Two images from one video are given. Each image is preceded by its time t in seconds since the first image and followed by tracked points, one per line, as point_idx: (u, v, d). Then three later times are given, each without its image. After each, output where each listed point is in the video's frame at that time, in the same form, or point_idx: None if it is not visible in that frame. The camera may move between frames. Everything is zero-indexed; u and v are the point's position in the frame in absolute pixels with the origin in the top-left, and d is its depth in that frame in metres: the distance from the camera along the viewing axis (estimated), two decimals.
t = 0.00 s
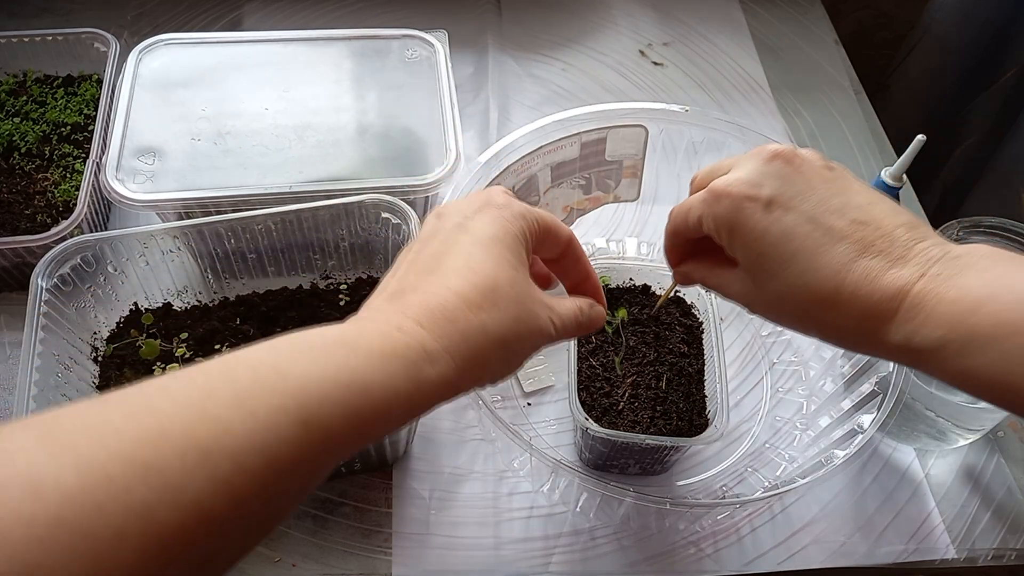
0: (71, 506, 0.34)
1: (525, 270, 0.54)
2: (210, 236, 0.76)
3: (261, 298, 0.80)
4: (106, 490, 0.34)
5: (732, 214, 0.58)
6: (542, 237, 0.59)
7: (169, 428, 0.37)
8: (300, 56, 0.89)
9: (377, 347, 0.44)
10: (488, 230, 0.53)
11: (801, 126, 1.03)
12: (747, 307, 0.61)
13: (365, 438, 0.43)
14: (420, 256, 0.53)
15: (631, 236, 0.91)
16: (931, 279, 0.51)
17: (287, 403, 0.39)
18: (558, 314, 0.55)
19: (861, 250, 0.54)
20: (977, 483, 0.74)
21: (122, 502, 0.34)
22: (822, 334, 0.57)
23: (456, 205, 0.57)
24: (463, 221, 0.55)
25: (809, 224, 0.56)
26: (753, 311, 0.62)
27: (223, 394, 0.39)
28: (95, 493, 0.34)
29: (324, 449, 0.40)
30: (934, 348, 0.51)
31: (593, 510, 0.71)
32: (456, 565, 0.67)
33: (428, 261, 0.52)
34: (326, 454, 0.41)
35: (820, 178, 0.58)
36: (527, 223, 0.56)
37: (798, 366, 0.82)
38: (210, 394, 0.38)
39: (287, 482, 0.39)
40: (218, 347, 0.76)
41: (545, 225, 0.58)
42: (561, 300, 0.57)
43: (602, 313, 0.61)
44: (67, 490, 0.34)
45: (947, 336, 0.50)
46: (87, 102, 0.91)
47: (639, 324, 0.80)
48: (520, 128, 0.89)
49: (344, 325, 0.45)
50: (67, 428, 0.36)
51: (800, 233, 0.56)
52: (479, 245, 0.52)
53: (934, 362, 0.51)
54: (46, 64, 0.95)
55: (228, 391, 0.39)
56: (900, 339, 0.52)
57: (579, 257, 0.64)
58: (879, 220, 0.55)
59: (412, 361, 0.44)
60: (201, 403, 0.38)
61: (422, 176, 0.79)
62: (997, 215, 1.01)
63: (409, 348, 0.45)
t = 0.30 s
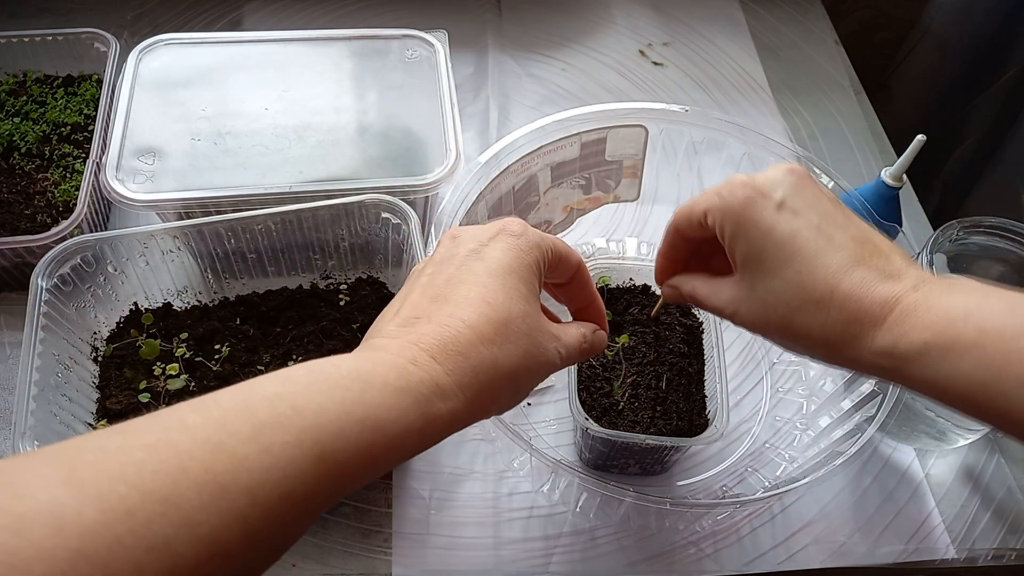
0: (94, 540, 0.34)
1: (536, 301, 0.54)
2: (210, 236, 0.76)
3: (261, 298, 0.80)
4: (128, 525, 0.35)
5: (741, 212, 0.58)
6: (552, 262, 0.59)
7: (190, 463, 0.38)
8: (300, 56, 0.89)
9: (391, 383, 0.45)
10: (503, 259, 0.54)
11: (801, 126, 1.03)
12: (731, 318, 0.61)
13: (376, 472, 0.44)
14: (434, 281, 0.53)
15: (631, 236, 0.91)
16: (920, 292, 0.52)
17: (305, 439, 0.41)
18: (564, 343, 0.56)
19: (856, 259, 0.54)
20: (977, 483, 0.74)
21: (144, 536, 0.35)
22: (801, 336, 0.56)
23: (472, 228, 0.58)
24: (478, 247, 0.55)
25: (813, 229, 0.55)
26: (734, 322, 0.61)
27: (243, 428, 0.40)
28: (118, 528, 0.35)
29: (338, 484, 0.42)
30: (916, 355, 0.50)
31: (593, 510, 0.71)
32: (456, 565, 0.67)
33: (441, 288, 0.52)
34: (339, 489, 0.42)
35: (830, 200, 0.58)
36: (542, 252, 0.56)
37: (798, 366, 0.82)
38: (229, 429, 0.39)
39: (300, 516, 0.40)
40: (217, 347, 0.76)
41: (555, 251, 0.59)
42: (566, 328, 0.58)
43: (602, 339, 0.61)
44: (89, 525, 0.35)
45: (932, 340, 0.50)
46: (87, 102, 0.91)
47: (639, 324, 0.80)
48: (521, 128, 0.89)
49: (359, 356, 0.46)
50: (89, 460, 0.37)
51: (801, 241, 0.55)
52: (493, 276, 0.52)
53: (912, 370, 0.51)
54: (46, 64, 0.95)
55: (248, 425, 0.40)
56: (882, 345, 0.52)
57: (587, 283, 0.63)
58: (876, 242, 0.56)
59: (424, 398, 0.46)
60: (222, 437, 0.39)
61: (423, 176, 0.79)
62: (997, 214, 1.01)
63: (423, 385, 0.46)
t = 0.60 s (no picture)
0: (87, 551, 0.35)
1: (530, 311, 0.54)
2: (211, 236, 0.76)
3: (262, 298, 0.80)
4: (120, 537, 0.36)
5: (745, 219, 0.58)
6: (550, 270, 0.59)
7: (182, 474, 0.38)
8: (300, 56, 0.89)
9: (383, 394, 0.45)
10: (497, 268, 0.54)
11: (801, 126, 1.03)
12: (728, 317, 0.61)
13: (367, 482, 0.44)
14: (430, 286, 0.53)
15: (631, 236, 0.91)
16: (913, 308, 0.52)
17: (295, 450, 0.41)
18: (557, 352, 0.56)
19: (853, 277, 0.54)
20: (977, 483, 0.74)
21: (134, 547, 0.36)
22: (795, 349, 0.57)
23: (469, 234, 0.58)
24: (475, 255, 0.55)
25: (812, 243, 0.56)
26: (731, 321, 0.62)
27: (234, 439, 0.40)
28: (108, 539, 0.36)
29: (328, 493, 0.42)
30: (904, 372, 0.51)
31: (593, 510, 0.71)
32: (456, 565, 0.67)
33: (436, 295, 0.53)
34: (329, 498, 0.42)
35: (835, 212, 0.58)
36: (538, 261, 0.56)
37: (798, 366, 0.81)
38: (220, 440, 0.40)
39: (291, 525, 0.41)
40: (217, 348, 0.76)
41: (553, 260, 0.58)
42: (559, 336, 0.58)
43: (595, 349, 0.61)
44: (82, 536, 0.35)
45: (919, 357, 0.50)
46: (87, 102, 0.91)
47: (639, 324, 0.80)
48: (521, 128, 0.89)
49: (351, 365, 0.47)
50: (83, 472, 0.38)
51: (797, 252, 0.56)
52: (488, 287, 0.52)
53: (900, 385, 0.51)
54: (46, 64, 0.95)
55: (239, 436, 0.40)
56: (872, 361, 0.53)
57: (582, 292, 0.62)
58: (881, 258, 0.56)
59: (415, 408, 0.46)
60: (213, 449, 0.40)
61: (423, 175, 0.79)
62: (997, 214, 1.01)
63: (414, 395, 0.46)
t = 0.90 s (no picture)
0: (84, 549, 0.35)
1: (530, 309, 0.54)
2: (211, 236, 0.76)
3: (262, 299, 0.80)
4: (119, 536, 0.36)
5: (739, 225, 0.58)
6: (549, 270, 0.58)
7: (181, 475, 0.38)
8: (299, 56, 0.89)
9: (382, 394, 0.45)
10: (498, 267, 0.53)
11: (801, 126, 1.03)
12: (728, 321, 0.61)
13: (365, 481, 0.44)
14: (429, 286, 0.53)
15: (631, 236, 0.91)
16: (905, 311, 0.52)
17: (294, 449, 0.41)
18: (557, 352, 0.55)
19: (847, 279, 0.54)
20: (977, 483, 0.74)
21: (134, 546, 0.36)
22: (794, 354, 0.57)
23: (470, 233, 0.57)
24: (475, 254, 0.55)
25: (803, 247, 0.56)
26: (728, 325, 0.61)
27: (234, 439, 0.40)
28: (108, 539, 0.36)
29: (327, 493, 0.42)
30: (901, 375, 0.51)
31: (593, 510, 0.71)
32: (456, 565, 0.68)
33: (435, 294, 0.52)
34: (328, 498, 0.42)
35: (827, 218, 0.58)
36: (538, 261, 0.56)
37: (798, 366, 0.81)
38: (220, 440, 0.40)
39: (290, 525, 0.41)
40: (217, 347, 0.76)
41: (553, 258, 0.58)
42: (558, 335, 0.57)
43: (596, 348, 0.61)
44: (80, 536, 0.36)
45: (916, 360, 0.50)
46: (87, 102, 0.91)
47: (639, 324, 0.80)
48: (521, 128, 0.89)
49: (349, 365, 0.46)
50: (83, 471, 0.38)
51: (794, 255, 0.55)
52: (487, 286, 0.52)
53: (900, 389, 0.51)
54: (46, 64, 0.95)
55: (238, 436, 0.40)
56: (869, 365, 0.52)
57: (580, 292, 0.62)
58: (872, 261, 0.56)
59: (413, 407, 0.46)
60: (213, 448, 0.40)
61: (423, 175, 0.79)
62: (997, 214, 1.01)
63: (414, 395, 0.46)
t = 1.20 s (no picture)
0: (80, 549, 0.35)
1: (525, 311, 0.54)
2: (211, 236, 0.76)
3: (261, 298, 0.80)
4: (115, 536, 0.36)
5: (726, 228, 0.58)
6: (543, 274, 0.58)
7: (176, 475, 0.38)
8: (299, 57, 0.89)
9: (377, 395, 0.45)
10: (494, 268, 0.53)
11: (801, 126, 1.03)
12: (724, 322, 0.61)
13: (361, 482, 0.44)
14: (426, 287, 0.53)
15: (631, 236, 0.91)
16: (899, 311, 0.51)
17: (288, 450, 0.41)
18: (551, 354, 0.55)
19: (840, 278, 0.54)
20: (977, 484, 0.74)
21: (129, 546, 0.36)
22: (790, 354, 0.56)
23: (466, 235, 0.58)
24: (471, 255, 0.55)
25: (796, 245, 0.55)
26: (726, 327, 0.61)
27: (229, 439, 0.40)
28: (102, 540, 0.36)
29: (322, 494, 0.42)
30: (897, 373, 0.50)
31: (593, 510, 0.71)
32: (456, 565, 0.68)
33: (431, 295, 0.52)
34: (323, 498, 0.42)
35: (816, 218, 0.58)
36: (535, 261, 0.56)
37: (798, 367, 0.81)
38: (215, 440, 0.40)
39: (286, 526, 0.41)
40: (217, 347, 0.76)
41: (547, 261, 0.58)
42: (555, 337, 0.57)
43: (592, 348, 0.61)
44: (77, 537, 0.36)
45: (912, 359, 0.50)
46: (87, 102, 0.91)
47: (639, 324, 0.80)
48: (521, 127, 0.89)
49: (345, 366, 0.46)
50: (77, 472, 0.38)
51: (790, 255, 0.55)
52: (482, 288, 0.52)
53: (899, 388, 0.51)
54: (46, 65, 0.95)
55: (233, 437, 0.40)
56: (866, 364, 0.52)
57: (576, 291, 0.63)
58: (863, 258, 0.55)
59: (408, 408, 0.46)
60: (209, 449, 0.40)
61: (423, 176, 0.79)
62: (997, 214, 1.01)
63: (410, 396, 0.46)
